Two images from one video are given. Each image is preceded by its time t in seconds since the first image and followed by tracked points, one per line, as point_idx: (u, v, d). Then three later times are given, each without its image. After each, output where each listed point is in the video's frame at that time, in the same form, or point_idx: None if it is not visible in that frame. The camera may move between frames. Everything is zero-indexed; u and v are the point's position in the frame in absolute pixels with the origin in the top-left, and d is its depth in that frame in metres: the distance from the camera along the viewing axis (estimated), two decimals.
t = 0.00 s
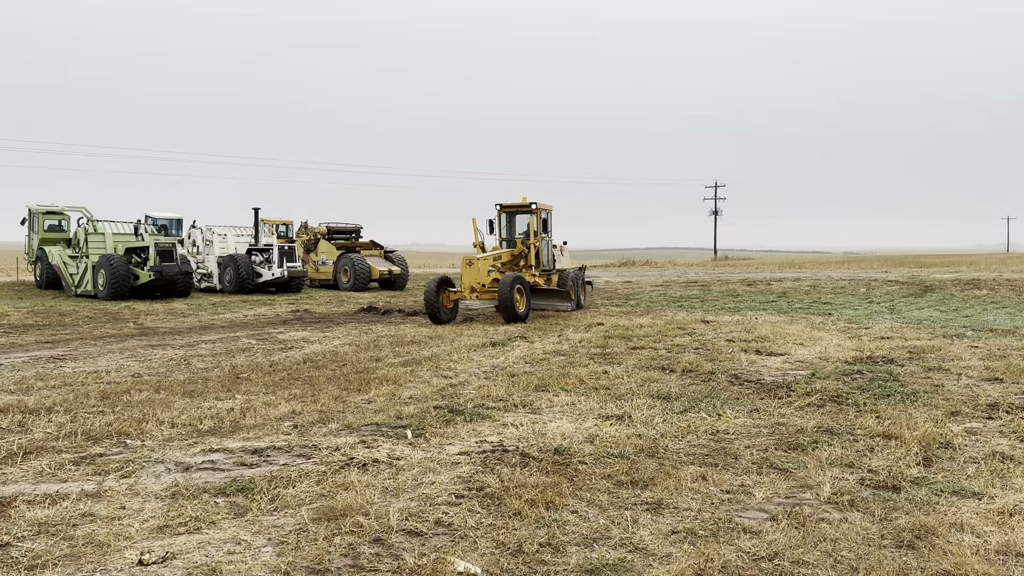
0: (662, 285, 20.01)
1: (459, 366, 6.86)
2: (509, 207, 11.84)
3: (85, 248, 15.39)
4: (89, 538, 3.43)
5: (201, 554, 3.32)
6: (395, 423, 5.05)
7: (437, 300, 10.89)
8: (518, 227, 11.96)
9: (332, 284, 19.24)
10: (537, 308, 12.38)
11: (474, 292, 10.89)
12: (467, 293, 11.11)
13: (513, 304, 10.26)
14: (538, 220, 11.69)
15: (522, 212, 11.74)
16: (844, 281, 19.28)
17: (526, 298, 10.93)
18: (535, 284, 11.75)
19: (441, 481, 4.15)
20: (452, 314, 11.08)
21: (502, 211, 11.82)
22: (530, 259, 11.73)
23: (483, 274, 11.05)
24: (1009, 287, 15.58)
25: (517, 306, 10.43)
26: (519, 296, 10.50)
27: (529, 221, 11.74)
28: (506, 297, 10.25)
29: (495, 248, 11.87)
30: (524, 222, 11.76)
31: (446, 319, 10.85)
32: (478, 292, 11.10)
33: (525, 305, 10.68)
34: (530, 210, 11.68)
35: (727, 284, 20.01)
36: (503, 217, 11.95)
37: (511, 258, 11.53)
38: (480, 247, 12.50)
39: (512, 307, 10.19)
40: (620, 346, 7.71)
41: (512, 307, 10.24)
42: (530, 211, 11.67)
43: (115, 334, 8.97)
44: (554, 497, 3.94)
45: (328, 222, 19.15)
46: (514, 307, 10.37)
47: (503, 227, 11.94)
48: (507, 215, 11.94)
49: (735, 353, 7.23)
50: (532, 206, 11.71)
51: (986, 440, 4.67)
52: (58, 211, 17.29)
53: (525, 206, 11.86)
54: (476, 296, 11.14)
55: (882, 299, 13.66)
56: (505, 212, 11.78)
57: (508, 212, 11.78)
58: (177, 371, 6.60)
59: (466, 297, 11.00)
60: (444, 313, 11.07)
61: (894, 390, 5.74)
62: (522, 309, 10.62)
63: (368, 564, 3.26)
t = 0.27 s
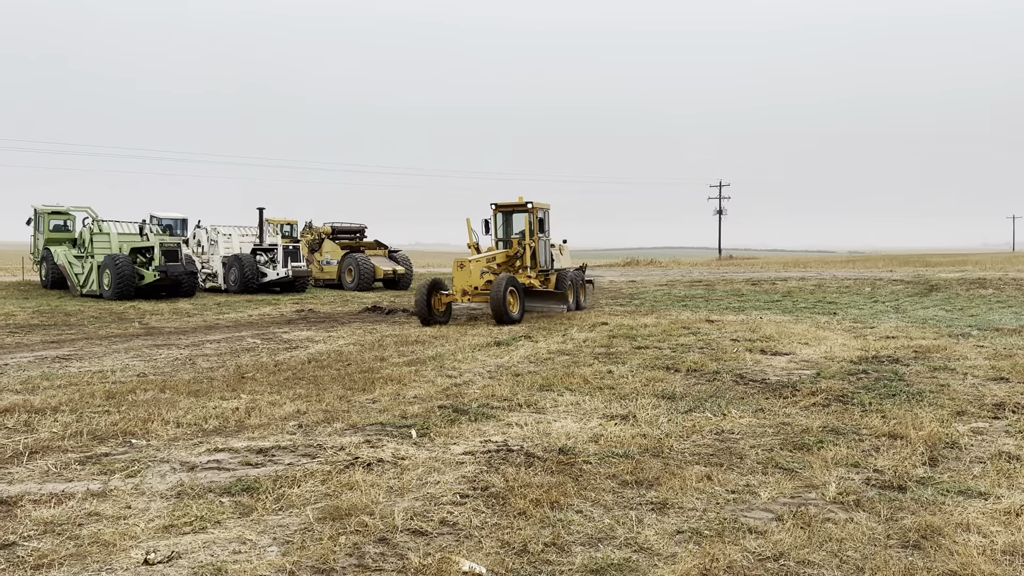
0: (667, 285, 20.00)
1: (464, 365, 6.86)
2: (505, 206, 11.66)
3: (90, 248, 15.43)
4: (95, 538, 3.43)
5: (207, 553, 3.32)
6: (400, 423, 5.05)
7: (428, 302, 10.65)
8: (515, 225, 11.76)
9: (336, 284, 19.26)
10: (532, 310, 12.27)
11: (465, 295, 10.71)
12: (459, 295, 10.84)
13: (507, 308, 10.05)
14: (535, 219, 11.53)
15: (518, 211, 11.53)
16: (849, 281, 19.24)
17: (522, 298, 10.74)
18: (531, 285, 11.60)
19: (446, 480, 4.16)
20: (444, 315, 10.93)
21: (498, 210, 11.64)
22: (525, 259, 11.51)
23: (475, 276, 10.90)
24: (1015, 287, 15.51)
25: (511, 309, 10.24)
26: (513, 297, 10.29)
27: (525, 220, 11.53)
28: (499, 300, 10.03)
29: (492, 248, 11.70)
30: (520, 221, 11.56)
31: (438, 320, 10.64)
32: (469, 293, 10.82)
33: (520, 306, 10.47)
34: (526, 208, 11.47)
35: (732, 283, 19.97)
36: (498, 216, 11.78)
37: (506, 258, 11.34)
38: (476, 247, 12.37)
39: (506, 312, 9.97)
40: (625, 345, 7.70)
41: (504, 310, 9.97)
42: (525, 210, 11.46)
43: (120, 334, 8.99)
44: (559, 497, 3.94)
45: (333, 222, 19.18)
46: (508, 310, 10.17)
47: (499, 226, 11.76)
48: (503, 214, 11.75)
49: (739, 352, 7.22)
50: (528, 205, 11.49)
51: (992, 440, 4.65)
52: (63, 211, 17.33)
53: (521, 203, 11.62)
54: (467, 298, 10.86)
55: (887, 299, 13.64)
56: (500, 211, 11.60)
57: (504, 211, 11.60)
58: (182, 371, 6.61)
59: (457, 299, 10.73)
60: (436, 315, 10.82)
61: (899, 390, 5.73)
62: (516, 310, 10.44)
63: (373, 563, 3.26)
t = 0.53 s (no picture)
0: (671, 284, 19.98)
1: (468, 365, 6.86)
2: (502, 204, 11.51)
3: (95, 248, 15.47)
4: (101, 537, 3.44)
5: (212, 552, 3.33)
6: (404, 422, 5.05)
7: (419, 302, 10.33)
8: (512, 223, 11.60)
9: (340, 283, 19.28)
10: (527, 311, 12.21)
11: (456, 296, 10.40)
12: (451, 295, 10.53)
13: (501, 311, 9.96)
14: (531, 217, 11.38)
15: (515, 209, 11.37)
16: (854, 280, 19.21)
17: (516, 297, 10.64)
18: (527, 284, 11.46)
19: (450, 480, 4.15)
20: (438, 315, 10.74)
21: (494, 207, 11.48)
22: (521, 257, 11.34)
23: (467, 274, 10.51)
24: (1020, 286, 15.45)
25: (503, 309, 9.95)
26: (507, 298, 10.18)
27: (521, 218, 11.37)
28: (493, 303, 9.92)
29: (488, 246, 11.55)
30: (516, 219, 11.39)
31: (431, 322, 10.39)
32: (462, 292, 10.52)
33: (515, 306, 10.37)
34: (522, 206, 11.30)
35: (737, 283, 19.93)
36: (495, 214, 11.63)
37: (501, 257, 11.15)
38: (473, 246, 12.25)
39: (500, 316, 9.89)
40: (629, 345, 7.69)
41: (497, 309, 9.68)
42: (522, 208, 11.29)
43: (125, 334, 9.01)
44: (563, 497, 3.94)
45: (337, 221, 19.21)
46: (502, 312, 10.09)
47: (496, 224, 11.61)
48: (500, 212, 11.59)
49: (744, 352, 7.20)
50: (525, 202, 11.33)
51: (999, 440, 4.64)
52: (69, 211, 17.38)
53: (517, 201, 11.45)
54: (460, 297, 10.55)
55: (892, 298, 13.62)
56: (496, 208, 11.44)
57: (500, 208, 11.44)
58: (187, 370, 6.61)
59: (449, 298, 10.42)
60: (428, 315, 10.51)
61: (904, 390, 5.71)
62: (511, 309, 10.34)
63: (378, 563, 3.26)
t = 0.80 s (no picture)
0: (675, 284, 19.95)
1: (472, 364, 6.86)
2: (497, 202, 11.45)
3: (100, 248, 15.50)
4: (106, 536, 3.45)
5: (217, 551, 3.34)
6: (408, 422, 5.06)
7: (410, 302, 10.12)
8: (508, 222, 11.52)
9: (344, 283, 19.30)
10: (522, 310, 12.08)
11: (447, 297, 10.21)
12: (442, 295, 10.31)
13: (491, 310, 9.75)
14: (527, 215, 11.30)
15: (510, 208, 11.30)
16: (859, 280, 19.17)
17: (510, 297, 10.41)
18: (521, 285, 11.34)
19: (454, 479, 4.16)
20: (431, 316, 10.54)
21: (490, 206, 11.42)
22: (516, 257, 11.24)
23: (459, 275, 10.29)
24: None
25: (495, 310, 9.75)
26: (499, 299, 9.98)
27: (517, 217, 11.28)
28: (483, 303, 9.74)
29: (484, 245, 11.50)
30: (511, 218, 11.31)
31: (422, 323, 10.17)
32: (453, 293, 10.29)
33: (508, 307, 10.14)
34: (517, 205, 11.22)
35: (741, 282, 19.88)
36: (491, 213, 11.57)
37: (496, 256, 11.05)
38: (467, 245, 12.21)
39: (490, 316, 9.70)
40: (633, 344, 7.69)
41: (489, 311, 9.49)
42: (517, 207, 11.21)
43: (130, 333, 9.03)
44: (568, 496, 3.94)
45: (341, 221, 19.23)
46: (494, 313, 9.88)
47: (492, 223, 11.55)
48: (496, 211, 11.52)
49: (749, 351, 7.19)
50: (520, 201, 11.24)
51: (1003, 439, 4.63)
52: (73, 211, 17.42)
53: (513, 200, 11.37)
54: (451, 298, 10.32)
55: (897, 297, 13.59)
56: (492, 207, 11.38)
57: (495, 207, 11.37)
58: (192, 370, 6.63)
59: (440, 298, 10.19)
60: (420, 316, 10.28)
61: (909, 389, 5.70)
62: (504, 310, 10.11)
63: (382, 562, 3.27)
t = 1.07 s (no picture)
0: (679, 282, 19.92)
1: (476, 363, 6.86)
2: (490, 200, 11.36)
3: (106, 247, 15.54)
4: (112, 535, 3.46)
5: (223, 550, 3.34)
6: (413, 421, 5.06)
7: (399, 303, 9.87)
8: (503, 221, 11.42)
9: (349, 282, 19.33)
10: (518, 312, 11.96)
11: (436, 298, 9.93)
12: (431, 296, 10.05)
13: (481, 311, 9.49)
14: (520, 214, 11.19)
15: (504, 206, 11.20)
16: (865, 279, 19.12)
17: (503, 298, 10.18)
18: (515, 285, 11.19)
19: (459, 478, 4.16)
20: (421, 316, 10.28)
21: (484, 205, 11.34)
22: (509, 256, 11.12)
23: (448, 275, 10.05)
24: None
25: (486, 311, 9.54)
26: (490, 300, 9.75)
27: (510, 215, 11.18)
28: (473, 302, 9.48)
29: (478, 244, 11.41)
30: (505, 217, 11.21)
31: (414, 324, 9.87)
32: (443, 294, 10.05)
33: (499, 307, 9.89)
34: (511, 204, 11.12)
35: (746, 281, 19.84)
36: (485, 212, 11.48)
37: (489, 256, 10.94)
38: (460, 245, 12.18)
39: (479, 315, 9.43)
40: (638, 343, 7.69)
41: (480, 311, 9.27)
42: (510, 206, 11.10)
43: (135, 332, 9.05)
44: (572, 495, 3.94)
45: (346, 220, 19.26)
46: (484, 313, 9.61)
47: (486, 223, 11.47)
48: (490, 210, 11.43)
49: (754, 351, 7.17)
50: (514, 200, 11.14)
51: (1010, 439, 4.61)
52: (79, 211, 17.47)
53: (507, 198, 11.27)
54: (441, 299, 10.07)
55: (902, 296, 13.55)
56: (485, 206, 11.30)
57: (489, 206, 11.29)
58: (197, 369, 6.64)
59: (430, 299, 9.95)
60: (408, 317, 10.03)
61: (914, 388, 5.69)
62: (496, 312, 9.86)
63: (387, 561, 3.27)
